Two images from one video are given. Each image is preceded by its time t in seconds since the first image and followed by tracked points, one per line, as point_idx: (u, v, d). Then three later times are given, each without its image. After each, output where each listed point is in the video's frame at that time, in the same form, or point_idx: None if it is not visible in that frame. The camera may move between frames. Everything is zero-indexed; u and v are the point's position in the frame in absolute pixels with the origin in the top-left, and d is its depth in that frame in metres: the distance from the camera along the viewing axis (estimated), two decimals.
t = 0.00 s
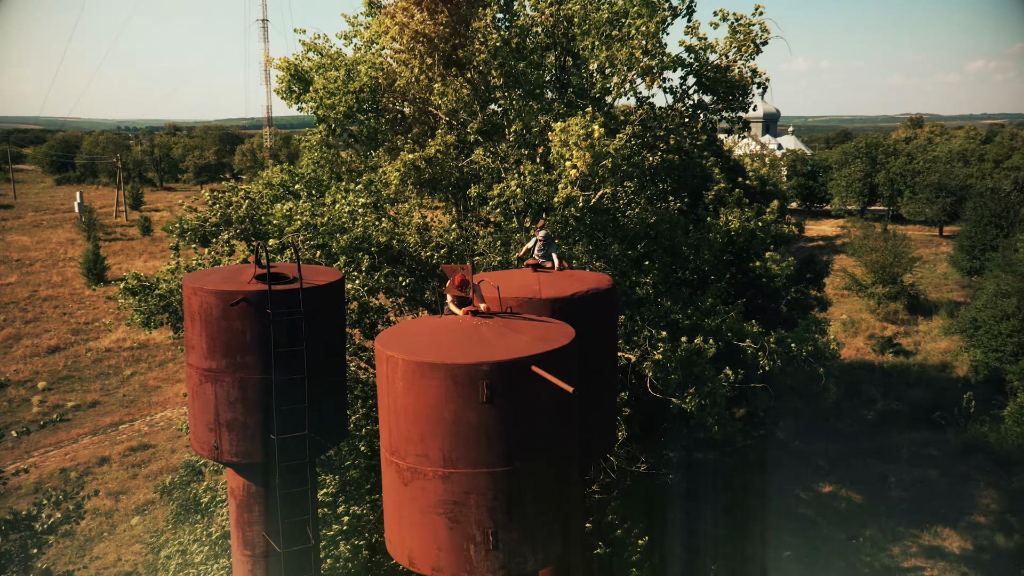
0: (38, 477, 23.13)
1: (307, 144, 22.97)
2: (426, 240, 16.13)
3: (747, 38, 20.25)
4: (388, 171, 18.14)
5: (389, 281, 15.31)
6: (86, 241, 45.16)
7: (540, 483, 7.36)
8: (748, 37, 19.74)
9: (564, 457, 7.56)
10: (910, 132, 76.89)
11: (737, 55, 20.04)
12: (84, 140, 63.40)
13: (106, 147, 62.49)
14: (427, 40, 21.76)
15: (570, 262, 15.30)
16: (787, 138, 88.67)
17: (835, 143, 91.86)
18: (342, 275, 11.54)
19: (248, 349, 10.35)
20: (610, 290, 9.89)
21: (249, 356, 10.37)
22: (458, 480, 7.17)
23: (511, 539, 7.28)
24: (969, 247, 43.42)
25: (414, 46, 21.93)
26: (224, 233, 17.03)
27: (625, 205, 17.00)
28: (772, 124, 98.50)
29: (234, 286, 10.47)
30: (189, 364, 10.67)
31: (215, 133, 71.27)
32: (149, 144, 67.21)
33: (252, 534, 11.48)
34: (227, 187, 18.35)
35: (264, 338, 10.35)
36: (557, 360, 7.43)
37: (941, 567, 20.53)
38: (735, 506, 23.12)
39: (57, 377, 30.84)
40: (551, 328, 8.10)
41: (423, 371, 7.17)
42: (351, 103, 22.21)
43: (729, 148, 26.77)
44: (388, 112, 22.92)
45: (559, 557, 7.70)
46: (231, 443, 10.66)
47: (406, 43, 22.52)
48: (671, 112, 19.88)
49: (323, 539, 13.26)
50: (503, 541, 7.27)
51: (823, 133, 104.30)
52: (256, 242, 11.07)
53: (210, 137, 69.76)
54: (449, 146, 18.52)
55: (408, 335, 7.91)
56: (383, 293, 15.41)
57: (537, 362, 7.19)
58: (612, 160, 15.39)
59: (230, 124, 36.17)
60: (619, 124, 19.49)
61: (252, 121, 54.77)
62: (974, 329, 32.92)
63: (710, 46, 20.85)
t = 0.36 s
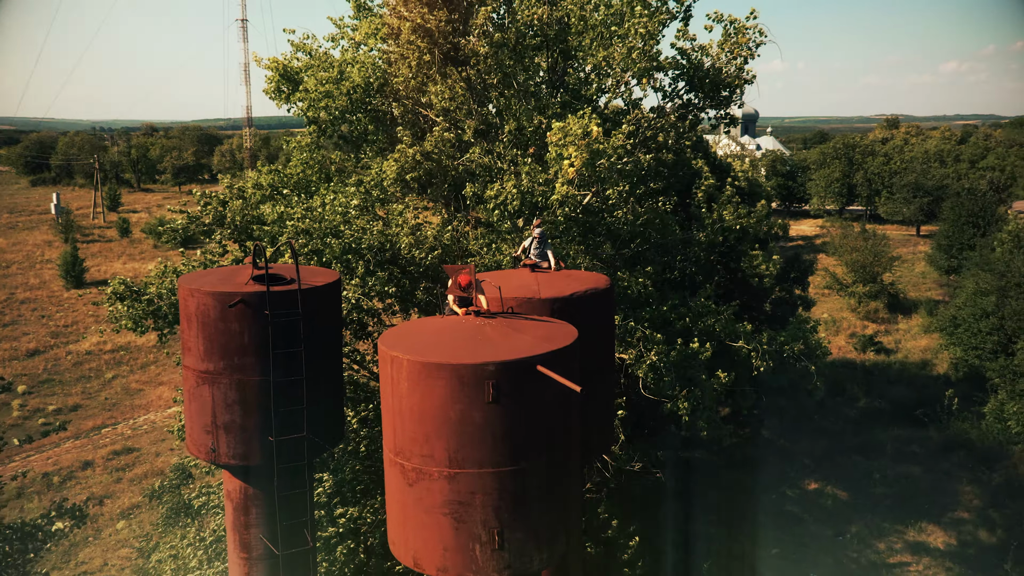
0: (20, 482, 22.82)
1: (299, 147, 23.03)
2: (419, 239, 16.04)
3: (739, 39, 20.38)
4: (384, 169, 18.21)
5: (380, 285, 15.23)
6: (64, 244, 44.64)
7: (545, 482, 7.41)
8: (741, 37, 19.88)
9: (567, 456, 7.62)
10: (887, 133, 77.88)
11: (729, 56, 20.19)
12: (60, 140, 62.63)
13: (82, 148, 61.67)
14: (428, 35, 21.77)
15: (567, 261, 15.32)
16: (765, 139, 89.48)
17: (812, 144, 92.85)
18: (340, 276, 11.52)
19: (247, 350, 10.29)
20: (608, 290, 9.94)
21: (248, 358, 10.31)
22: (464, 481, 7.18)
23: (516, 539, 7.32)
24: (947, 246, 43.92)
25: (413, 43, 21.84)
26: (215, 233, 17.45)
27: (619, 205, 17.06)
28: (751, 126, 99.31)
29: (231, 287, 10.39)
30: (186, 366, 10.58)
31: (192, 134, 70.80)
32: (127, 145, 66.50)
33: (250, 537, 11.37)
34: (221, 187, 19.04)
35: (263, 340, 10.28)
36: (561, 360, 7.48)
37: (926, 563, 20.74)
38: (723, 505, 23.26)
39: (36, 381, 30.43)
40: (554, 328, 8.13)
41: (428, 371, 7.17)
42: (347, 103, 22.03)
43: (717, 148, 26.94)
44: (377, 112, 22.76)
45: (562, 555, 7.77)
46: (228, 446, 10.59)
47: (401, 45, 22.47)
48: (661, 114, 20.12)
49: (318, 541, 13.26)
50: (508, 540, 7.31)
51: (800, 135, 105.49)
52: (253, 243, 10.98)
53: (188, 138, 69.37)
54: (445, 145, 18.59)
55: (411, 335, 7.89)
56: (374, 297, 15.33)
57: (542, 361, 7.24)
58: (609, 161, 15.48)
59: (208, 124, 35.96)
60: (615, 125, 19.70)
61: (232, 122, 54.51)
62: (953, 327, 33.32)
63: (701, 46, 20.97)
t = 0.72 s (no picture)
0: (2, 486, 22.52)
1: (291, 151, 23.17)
2: (413, 240, 16.05)
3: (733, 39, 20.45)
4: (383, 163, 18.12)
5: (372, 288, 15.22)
6: (43, 245, 44.12)
7: (549, 483, 7.47)
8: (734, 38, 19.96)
9: (571, 457, 7.68)
10: (865, 133, 78.69)
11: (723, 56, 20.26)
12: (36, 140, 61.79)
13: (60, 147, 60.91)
14: (421, 35, 20.85)
15: (561, 260, 15.33)
16: (745, 139, 90.08)
17: (791, 144, 93.64)
18: (337, 278, 11.51)
19: (244, 352, 10.26)
20: (607, 290, 9.99)
21: (245, 360, 10.28)
22: (470, 482, 7.24)
23: (521, 539, 7.38)
24: (927, 246, 44.28)
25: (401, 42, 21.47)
26: (206, 236, 17.50)
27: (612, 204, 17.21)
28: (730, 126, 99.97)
29: (228, 289, 10.36)
30: (183, 369, 10.55)
31: (171, 134, 70.28)
32: (105, 145, 65.81)
33: (246, 540, 11.39)
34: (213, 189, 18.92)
35: (260, 343, 10.26)
36: (566, 360, 7.53)
37: (913, 559, 20.92)
38: (713, 503, 23.39)
39: (16, 384, 30.05)
40: (557, 328, 8.18)
41: (433, 373, 7.21)
42: (334, 106, 22.35)
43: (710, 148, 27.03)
44: (366, 111, 22.77)
45: (566, 557, 7.83)
46: (226, 448, 10.56)
47: (393, 44, 22.35)
48: (658, 114, 20.09)
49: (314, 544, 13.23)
50: (513, 542, 7.37)
51: (780, 135, 106.28)
52: (250, 245, 10.94)
53: (167, 137, 68.86)
54: (441, 144, 18.49)
55: (415, 337, 7.93)
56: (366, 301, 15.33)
57: (547, 362, 7.28)
58: (602, 161, 15.56)
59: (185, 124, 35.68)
60: (608, 125, 19.80)
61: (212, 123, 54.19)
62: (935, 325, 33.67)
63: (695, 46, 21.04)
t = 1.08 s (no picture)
0: None
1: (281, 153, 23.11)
2: (406, 241, 16.05)
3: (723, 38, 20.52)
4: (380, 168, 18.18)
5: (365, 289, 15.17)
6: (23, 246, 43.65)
7: (553, 484, 7.51)
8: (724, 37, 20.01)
9: (575, 458, 7.71)
10: (845, 133, 79.46)
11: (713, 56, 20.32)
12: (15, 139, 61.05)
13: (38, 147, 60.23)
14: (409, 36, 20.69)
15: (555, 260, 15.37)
16: (726, 138, 90.65)
17: (773, 143, 94.31)
18: (333, 279, 11.57)
19: (241, 354, 10.32)
20: (606, 290, 10.06)
21: (243, 362, 10.34)
22: (474, 484, 7.27)
23: (526, 540, 7.42)
24: (908, 244, 44.67)
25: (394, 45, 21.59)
26: (198, 238, 17.33)
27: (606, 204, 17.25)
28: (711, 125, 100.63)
29: (225, 291, 10.42)
30: (180, 371, 10.59)
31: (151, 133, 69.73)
32: (84, 144, 65.14)
33: (242, 544, 11.46)
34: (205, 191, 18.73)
35: (257, 344, 10.34)
36: (570, 361, 7.56)
37: (900, 555, 21.10)
38: (702, 501, 23.50)
39: None
40: (559, 328, 8.22)
41: (438, 374, 7.23)
42: (327, 98, 21.98)
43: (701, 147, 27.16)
44: (355, 111, 22.72)
45: (570, 558, 7.88)
46: (222, 450, 10.61)
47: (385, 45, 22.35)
48: (649, 115, 20.17)
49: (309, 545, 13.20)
50: (517, 543, 7.41)
51: (761, 134, 107.01)
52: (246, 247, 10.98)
53: (147, 137, 68.27)
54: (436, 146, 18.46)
55: (417, 339, 7.95)
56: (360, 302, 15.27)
57: (552, 363, 7.31)
58: (598, 161, 15.51)
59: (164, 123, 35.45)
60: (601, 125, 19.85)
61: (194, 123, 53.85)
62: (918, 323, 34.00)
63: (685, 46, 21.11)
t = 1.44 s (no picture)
0: None
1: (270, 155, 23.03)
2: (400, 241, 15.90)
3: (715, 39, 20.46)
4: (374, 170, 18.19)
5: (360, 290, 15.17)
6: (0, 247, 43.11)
7: (559, 484, 7.61)
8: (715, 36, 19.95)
9: (580, 458, 7.81)
10: (825, 134, 80.21)
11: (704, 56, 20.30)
12: None
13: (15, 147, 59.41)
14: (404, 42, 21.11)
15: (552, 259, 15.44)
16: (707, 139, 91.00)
17: (753, 143, 94.94)
18: (331, 281, 11.65)
19: (239, 356, 10.37)
20: (605, 291, 10.20)
21: (241, 364, 10.39)
22: (480, 484, 7.35)
23: (531, 541, 7.50)
24: (890, 243, 45.05)
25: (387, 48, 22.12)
26: (188, 242, 17.19)
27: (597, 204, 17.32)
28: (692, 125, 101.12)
29: (222, 293, 10.47)
30: (177, 373, 10.62)
31: (130, 133, 69.14)
32: (62, 143, 64.38)
33: (240, 546, 11.63)
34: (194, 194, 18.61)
35: (255, 345, 10.40)
36: (575, 360, 7.66)
37: (888, 552, 21.30)
38: (692, 499, 23.63)
39: None
40: (563, 328, 8.31)
41: (444, 375, 7.31)
42: (319, 98, 21.79)
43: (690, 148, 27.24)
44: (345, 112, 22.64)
45: (575, 557, 7.97)
46: (220, 453, 10.66)
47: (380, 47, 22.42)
48: (640, 116, 20.30)
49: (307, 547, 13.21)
50: (523, 543, 7.50)
51: (742, 134, 107.75)
52: (244, 249, 11.04)
53: (126, 137, 67.67)
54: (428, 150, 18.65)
55: (421, 340, 8.04)
56: (353, 303, 15.24)
57: (557, 363, 7.41)
58: (593, 162, 15.73)
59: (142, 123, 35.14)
60: (592, 126, 19.99)
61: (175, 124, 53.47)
62: (901, 321, 34.27)
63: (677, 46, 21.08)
